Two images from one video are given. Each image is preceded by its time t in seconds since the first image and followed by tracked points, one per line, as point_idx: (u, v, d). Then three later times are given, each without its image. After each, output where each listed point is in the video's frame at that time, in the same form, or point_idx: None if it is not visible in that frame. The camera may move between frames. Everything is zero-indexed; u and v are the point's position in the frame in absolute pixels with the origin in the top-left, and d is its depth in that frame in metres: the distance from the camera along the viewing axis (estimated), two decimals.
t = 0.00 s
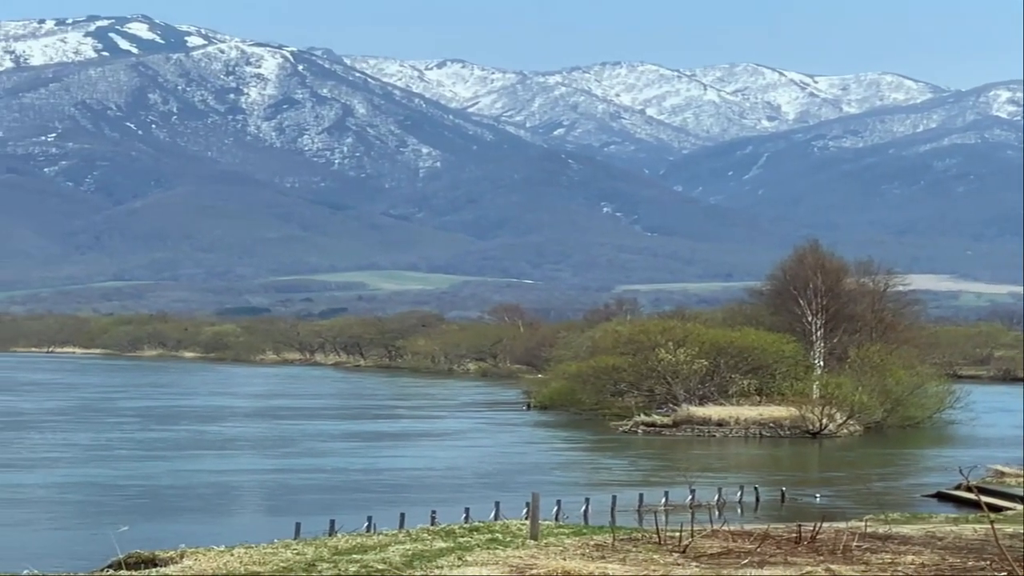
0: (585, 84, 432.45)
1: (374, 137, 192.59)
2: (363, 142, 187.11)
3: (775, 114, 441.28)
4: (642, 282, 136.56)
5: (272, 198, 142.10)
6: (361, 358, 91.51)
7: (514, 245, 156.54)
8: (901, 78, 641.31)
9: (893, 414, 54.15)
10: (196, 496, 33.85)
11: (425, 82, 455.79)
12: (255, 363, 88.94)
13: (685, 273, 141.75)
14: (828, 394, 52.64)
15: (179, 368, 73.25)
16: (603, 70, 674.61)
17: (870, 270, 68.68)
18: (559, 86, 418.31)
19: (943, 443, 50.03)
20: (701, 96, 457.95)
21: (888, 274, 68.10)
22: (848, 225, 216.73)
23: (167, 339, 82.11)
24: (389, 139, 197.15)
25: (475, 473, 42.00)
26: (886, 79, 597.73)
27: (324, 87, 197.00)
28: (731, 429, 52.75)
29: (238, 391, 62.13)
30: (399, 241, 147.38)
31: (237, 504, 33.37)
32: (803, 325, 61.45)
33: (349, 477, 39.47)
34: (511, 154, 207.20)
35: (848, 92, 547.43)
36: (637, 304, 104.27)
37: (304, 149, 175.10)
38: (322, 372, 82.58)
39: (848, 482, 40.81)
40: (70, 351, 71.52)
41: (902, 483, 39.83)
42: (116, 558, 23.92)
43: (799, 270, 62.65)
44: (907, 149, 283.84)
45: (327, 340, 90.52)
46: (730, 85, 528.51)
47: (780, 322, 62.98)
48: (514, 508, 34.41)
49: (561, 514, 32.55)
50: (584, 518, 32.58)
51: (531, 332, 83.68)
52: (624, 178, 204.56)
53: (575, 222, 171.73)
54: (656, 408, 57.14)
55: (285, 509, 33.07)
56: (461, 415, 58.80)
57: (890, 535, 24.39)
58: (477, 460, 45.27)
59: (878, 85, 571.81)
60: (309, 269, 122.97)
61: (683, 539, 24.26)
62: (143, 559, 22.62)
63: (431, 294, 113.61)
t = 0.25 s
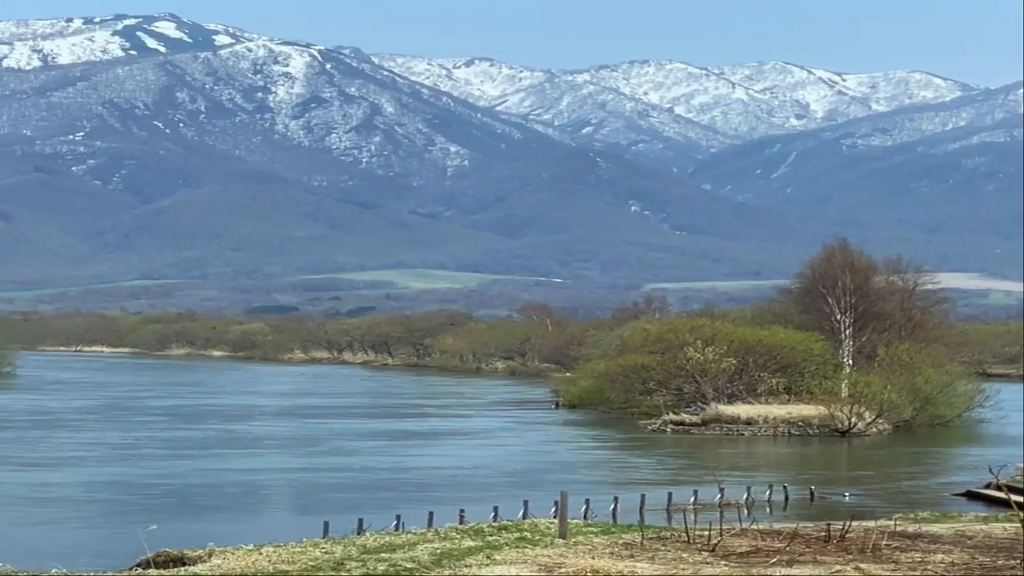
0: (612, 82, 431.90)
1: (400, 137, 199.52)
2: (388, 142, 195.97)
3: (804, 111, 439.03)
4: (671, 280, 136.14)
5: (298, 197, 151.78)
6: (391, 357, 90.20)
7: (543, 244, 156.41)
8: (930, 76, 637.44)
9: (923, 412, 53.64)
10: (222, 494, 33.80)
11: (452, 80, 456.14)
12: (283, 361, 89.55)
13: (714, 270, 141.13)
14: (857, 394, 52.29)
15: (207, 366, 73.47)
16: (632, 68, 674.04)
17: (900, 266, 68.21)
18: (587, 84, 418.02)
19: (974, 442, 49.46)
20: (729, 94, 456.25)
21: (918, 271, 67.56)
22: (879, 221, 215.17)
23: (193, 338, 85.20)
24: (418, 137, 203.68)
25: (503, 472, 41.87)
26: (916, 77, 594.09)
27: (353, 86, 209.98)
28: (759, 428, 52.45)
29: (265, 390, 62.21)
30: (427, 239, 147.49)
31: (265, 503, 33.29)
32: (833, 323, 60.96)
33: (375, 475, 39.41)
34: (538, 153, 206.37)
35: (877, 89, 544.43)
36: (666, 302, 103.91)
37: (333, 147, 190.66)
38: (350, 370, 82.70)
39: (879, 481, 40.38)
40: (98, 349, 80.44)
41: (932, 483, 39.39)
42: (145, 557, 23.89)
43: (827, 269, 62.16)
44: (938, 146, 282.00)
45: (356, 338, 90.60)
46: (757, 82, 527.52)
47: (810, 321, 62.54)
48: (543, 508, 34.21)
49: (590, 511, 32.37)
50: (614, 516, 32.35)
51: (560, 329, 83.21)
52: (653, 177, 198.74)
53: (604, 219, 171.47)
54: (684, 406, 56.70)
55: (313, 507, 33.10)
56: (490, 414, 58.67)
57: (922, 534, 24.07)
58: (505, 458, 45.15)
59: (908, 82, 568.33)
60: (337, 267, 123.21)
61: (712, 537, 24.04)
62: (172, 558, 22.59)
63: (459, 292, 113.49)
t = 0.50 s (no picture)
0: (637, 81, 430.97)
1: (422, 139, 200.96)
2: (410, 143, 197.39)
3: (829, 110, 437.26)
4: (696, 279, 135.70)
5: (324, 197, 153.22)
6: (417, 356, 91.15)
7: (567, 243, 156.25)
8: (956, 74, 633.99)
9: (949, 411, 53.23)
10: (246, 493, 33.75)
11: (476, 79, 455.93)
12: (309, 360, 90.22)
13: (739, 267, 140.66)
14: (884, 393, 51.92)
15: (231, 366, 73.49)
16: (656, 67, 672.68)
17: (926, 265, 67.77)
18: (611, 83, 417.41)
19: (1000, 441, 49.03)
20: (754, 92, 454.55)
21: (944, 271, 67.06)
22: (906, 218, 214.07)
23: (219, 336, 85.28)
24: (441, 138, 204.96)
25: (528, 471, 41.74)
26: (942, 75, 590.73)
27: (376, 86, 215.70)
28: (785, 427, 52.12)
29: (290, 389, 62.20)
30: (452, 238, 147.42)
31: (290, 501, 33.26)
32: (858, 322, 60.59)
33: (400, 474, 39.33)
34: (563, 152, 205.55)
35: (903, 88, 541.79)
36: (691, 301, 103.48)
37: (356, 146, 195.54)
38: (375, 370, 82.80)
39: (906, 480, 40.06)
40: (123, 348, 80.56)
41: (960, 483, 39.04)
42: (169, 556, 23.88)
43: (853, 268, 61.73)
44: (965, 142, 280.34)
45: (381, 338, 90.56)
46: (782, 81, 525.59)
47: (835, 320, 62.19)
48: (569, 507, 34.07)
49: (616, 512, 32.17)
50: (639, 515, 32.11)
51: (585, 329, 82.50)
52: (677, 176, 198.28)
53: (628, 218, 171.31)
54: (709, 406, 56.43)
55: (338, 506, 33.04)
56: (515, 413, 58.54)
57: (948, 533, 23.80)
58: (529, 457, 45.02)
59: (934, 80, 565.11)
60: (362, 266, 123.28)
61: (737, 537, 23.84)
62: (196, 557, 22.51)
63: (483, 292, 113.41)
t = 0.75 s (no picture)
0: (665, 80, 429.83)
1: (449, 138, 201.36)
2: (438, 143, 197.77)
3: (859, 109, 435.25)
4: (725, 278, 135.18)
5: (351, 195, 153.86)
6: (445, 356, 89.80)
7: (595, 242, 156.00)
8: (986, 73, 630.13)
9: (980, 411, 51.91)
10: (273, 493, 33.74)
11: (504, 78, 455.84)
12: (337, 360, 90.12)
13: (768, 264, 139.98)
14: (913, 392, 51.44)
15: (259, 366, 73.54)
16: (684, 66, 671.18)
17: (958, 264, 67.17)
18: (640, 82, 416.59)
19: None
20: (783, 90, 452.78)
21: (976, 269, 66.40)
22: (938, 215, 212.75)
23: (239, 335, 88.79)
24: (468, 137, 205.37)
25: (556, 471, 41.57)
26: (972, 74, 587.13)
27: (404, 85, 215.18)
28: (814, 427, 51.88)
29: (318, 389, 62.21)
30: (480, 237, 147.33)
31: (317, 501, 33.23)
32: (887, 321, 60.11)
33: (427, 474, 39.29)
34: (592, 151, 204.70)
35: (932, 87, 538.91)
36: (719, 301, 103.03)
37: (385, 146, 196.39)
38: (402, 369, 82.88)
39: (937, 479, 39.64)
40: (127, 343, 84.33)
41: (992, 482, 38.54)
42: (198, 556, 23.84)
43: (882, 267, 61.21)
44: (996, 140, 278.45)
45: (409, 337, 90.38)
46: (811, 79, 523.42)
47: (865, 319, 61.75)
48: (597, 506, 33.91)
49: (645, 511, 31.92)
50: (667, 515, 31.83)
51: (614, 329, 81.71)
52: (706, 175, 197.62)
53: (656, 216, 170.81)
54: (738, 405, 56.29)
55: (366, 506, 33.02)
56: (544, 413, 58.38)
57: (978, 531, 23.60)
58: (558, 457, 44.85)
59: (963, 79, 561.82)
60: (389, 266, 123.32)
61: (767, 537, 23.60)
62: (225, 557, 22.45)
63: (512, 291, 113.24)
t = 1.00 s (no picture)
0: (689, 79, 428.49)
1: (475, 137, 201.82)
2: (463, 143, 198.10)
3: (884, 107, 433.55)
4: (750, 277, 134.64)
5: (376, 195, 154.22)
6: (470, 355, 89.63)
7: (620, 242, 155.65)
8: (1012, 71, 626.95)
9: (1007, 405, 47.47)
10: (297, 493, 33.68)
11: (528, 78, 455.48)
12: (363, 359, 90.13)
13: (794, 262, 139.33)
14: (939, 390, 50.51)
15: (284, 366, 73.53)
16: (708, 64, 670.14)
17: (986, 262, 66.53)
18: (664, 81, 415.54)
19: None
20: (808, 89, 451.28)
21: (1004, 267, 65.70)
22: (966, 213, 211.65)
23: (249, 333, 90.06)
24: (493, 136, 205.67)
25: (581, 471, 41.38)
26: (997, 73, 584.50)
27: (428, 84, 215.48)
28: (840, 426, 51.56)
29: (343, 388, 62.16)
30: (505, 236, 147.26)
31: (343, 501, 33.19)
32: (913, 321, 59.28)
33: (452, 473, 39.18)
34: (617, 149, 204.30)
35: (958, 84, 536.39)
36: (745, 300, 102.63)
37: (409, 146, 196.71)
38: (427, 369, 82.91)
39: (965, 477, 39.20)
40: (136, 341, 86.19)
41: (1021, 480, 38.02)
42: (223, 555, 23.83)
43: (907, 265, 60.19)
44: None
45: (433, 337, 90.23)
46: (835, 77, 521.51)
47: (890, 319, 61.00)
48: (622, 505, 33.76)
49: (671, 510, 31.78)
50: (694, 515, 31.64)
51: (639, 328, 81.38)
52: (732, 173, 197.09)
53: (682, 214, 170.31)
54: (764, 405, 56.11)
55: (391, 505, 33.02)
56: (570, 412, 58.25)
57: (1006, 531, 23.34)
58: (583, 457, 44.70)
59: (990, 78, 559.10)
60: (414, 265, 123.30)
61: (794, 536, 23.39)
62: (251, 557, 22.40)
63: (537, 291, 113.04)
